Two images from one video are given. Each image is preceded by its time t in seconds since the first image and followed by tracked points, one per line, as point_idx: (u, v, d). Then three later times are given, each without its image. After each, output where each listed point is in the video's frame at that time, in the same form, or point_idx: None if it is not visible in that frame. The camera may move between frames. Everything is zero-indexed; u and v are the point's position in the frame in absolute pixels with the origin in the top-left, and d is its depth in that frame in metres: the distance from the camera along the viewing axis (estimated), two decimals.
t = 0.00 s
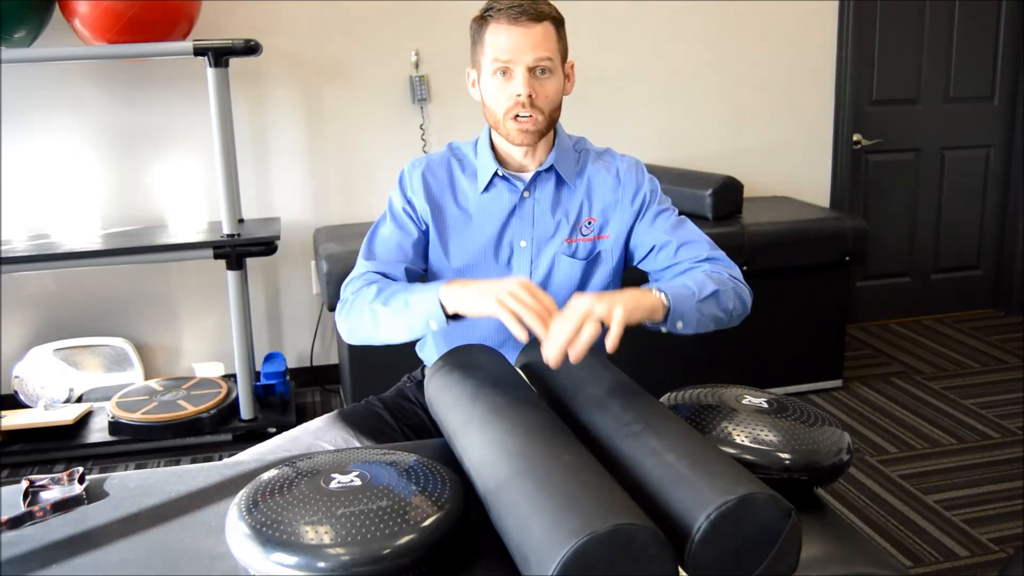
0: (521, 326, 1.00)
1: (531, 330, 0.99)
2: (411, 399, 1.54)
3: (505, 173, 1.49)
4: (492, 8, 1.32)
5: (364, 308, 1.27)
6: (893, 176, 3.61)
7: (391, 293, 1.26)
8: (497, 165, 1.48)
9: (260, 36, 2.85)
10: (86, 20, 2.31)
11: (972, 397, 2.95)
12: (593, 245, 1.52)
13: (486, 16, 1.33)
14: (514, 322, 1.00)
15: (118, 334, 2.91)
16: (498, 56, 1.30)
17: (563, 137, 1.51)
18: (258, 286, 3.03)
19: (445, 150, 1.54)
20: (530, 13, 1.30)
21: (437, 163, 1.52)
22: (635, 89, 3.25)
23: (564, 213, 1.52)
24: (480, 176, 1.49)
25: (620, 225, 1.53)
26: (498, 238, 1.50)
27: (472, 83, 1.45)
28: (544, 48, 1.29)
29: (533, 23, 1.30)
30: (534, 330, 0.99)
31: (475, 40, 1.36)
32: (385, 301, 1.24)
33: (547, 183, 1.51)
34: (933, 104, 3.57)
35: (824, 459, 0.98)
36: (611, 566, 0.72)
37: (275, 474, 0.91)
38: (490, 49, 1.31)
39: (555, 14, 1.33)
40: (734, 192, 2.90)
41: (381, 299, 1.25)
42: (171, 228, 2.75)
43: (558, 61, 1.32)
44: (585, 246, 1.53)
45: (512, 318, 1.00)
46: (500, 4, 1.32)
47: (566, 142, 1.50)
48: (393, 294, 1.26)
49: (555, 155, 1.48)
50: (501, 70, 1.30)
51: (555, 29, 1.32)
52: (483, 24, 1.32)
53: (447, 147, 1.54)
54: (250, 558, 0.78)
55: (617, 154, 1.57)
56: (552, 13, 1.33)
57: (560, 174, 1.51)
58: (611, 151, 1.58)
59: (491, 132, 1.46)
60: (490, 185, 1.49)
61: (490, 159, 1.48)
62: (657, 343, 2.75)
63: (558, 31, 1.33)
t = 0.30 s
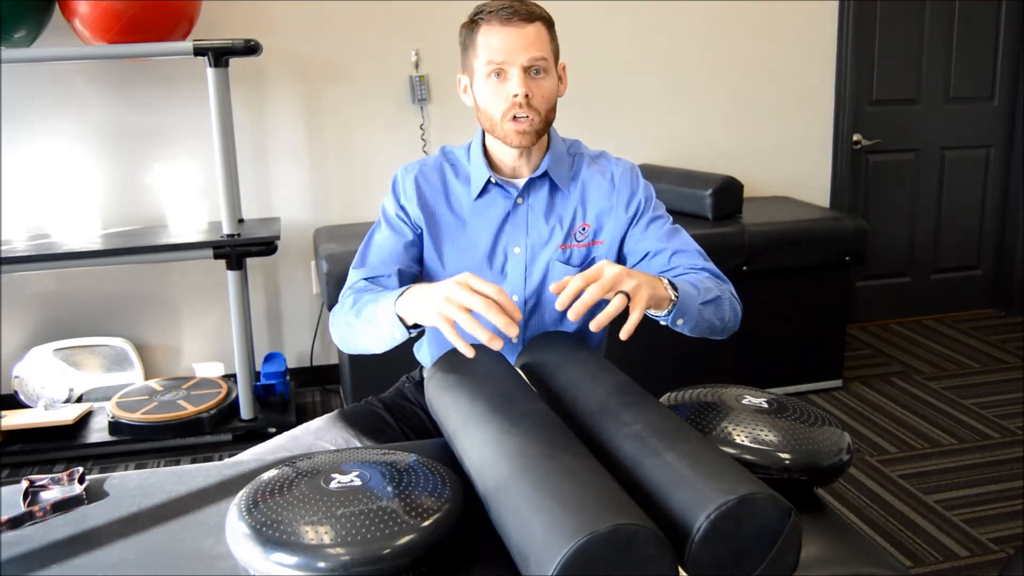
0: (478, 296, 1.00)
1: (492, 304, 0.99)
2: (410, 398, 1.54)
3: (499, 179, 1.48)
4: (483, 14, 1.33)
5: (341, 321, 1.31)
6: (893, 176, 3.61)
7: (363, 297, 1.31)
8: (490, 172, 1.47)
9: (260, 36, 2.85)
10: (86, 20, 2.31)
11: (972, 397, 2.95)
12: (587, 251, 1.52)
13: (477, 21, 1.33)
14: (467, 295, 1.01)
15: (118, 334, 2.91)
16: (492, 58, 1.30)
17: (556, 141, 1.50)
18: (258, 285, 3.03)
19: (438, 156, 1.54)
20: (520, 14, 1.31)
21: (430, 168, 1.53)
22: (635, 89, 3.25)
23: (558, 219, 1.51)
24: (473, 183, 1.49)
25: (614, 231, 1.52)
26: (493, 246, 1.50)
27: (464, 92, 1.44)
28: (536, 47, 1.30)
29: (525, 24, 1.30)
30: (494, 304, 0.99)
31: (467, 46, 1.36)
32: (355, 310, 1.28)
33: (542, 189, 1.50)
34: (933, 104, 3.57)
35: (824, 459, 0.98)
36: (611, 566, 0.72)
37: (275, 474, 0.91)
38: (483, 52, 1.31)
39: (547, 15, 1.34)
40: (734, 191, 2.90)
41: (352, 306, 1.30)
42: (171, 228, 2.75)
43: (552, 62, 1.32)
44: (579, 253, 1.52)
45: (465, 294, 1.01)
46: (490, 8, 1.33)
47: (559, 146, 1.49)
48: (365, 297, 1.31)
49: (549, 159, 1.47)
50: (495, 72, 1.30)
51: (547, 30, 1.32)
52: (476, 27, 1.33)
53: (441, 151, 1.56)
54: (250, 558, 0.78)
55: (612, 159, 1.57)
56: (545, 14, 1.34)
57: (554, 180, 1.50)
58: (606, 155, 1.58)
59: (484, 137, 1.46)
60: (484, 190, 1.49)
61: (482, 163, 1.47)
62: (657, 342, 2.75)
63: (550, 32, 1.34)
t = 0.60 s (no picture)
0: (529, 381, 0.90)
1: (540, 398, 0.89)
2: (408, 399, 1.53)
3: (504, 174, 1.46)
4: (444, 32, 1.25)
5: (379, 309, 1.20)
6: (893, 177, 3.61)
7: (409, 305, 1.17)
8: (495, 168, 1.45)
9: (261, 36, 2.85)
10: (86, 20, 2.31)
11: (972, 397, 2.95)
12: (587, 245, 1.51)
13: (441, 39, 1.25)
14: (519, 377, 0.91)
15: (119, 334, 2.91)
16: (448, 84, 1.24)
17: (557, 138, 1.48)
18: (258, 285, 3.03)
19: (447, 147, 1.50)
20: (473, 39, 1.21)
21: (439, 158, 1.48)
22: (635, 89, 3.25)
23: (559, 213, 1.50)
24: (478, 178, 1.46)
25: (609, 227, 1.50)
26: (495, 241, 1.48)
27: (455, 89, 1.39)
28: (487, 78, 1.21)
29: (476, 51, 1.21)
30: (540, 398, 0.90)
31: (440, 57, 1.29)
32: (398, 316, 1.15)
33: (545, 184, 1.49)
34: (934, 104, 3.57)
35: (824, 460, 0.98)
36: (611, 566, 0.72)
37: (275, 474, 0.91)
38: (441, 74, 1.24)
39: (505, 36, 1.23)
40: (734, 191, 2.90)
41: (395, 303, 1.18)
42: (171, 228, 2.75)
43: (510, 89, 1.23)
44: (580, 246, 1.51)
45: (517, 374, 0.91)
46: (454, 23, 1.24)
47: (560, 143, 1.48)
48: (409, 309, 1.16)
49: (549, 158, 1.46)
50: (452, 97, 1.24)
51: (504, 52, 1.22)
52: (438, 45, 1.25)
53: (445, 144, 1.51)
54: (250, 558, 0.78)
55: (610, 155, 1.54)
56: (502, 36, 1.22)
57: (557, 175, 1.49)
58: (604, 151, 1.56)
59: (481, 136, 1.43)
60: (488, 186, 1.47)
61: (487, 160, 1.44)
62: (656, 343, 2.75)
63: (508, 52, 1.23)
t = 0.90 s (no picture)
0: (526, 420, 0.89)
1: (536, 439, 0.88)
2: (409, 400, 1.53)
3: (516, 168, 1.45)
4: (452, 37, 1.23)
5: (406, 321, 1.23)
6: (893, 177, 3.61)
7: (436, 324, 1.18)
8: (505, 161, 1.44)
9: (261, 36, 2.85)
10: (86, 20, 2.31)
11: (972, 397, 2.95)
12: (588, 233, 1.50)
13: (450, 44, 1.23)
14: (517, 418, 0.90)
15: (119, 334, 2.91)
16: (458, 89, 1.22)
17: (562, 131, 1.48)
18: (258, 285, 3.03)
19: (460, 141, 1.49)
20: (483, 41, 1.19)
21: (451, 152, 1.47)
22: (635, 89, 3.25)
23: (563, 204, 1.49)
24: (489, 173, 1.46)
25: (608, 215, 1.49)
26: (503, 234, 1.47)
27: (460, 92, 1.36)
28: (500, 78, 1.19)
29: (487, 53, 1.19)
30: (535, 439, 0.89)
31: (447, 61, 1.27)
32: (425, 334, 1.17)
33: (553, 176, 1.47)
34: (934, 104, 3.57)
35: (824, 459, 0.98)
36: (611, 566, 0.72)
37: (275, 474, 0.91)
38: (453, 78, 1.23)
39: (515, 37, 1.21)
40: (734, 191, 2.90)
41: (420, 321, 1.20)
42: (171, 228, 2.75)
43: (522, 90, 1.21)
44: (580, 235, 1.50)
45: (514, 415, 0.90)
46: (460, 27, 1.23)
47: (565, 136, 1.47)
48: (435, 328, 1.17)
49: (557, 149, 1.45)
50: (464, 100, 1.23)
51: (512, 53, 1.20)
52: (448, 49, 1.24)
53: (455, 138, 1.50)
54: (250, 558, 0.78)
55: (613, 146, 1.53)
56: (512, 38, 1.21)
57: (563, 166, 1.47)
58: (607, 142, 1.54)
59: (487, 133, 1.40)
60: (498, 180, 1.46)
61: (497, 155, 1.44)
62: (656, 343, 2.75)
63: (518, 53, 1.21)
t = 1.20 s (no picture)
0: (527, 424, 0.89)
1: (537, 443, 0.88)
2: (409, 399, 1.53)
3: (513, 172, 1.44)
4: (472, 15, 1.31)
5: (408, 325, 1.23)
6: (893, 176, 3.61)
7: (438, 327, 1.18)
8: (502, 164, 1.43)
9: (261, 36, 2.85)
10: (86, 20, 2.31)
11: (972, 397, 2.95)
12: (587, 236, 1.51)
13: (469, 23, 1.32)
14: (518, 421, 0.90)
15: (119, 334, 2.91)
16: (485, 58, 1.30)
17: (563, 134, 1.47)
18: (258, 285, 3.03)
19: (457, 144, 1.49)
20: (509, 11, 1.29)
21: (449, 157, 1.47)
22: (635, 89, 3.25)
23: (562, 207, 1.49)
24: (487, 177, 1.45)
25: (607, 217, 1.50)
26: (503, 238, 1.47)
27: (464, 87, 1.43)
28: (527, 43, 1.29)
29: (513, 22, 1.29)
30: (536, 444, 0.88)
31: (461, 45, 1.35)
32: (426, 337, 1.17)
33: (551, 179, 1.47)
34: (934, 104, 3.57)
35: (824, 459, 0.98)
36: (611, 566, 0.72)
37: (275, 474, 0.91)
38: (477, 52, 1.30)
39: (535, 10, 1.32)
40: (734, 191, 2.90)
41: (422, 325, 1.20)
42: (171, 228, 2.75)
43: (545, 55, 1.31)
44: (580, 238, 1.51)
45: (516, 418, 0.90)
46: (478, 7, 1.32)
47: (564, 139, 1.46)
48: (438, 331, 1.17)
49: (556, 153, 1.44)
50: (490, 71, 1.30)
51: (538, 22, 1.31)
52: (465, 29, 1.32)
53: (450, 142, 1.51)
54: (250, 558, 0.78)
55: (613, 148, 1.53)
56: (532, 9, 1.31)
57: (562, 168, 1.47)
58: (607, 144, 1.54)
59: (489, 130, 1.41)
60: (496, 184, 1.46)
61: (495, 157, 1.43)
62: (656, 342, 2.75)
63: (542, 24, 1.32)
